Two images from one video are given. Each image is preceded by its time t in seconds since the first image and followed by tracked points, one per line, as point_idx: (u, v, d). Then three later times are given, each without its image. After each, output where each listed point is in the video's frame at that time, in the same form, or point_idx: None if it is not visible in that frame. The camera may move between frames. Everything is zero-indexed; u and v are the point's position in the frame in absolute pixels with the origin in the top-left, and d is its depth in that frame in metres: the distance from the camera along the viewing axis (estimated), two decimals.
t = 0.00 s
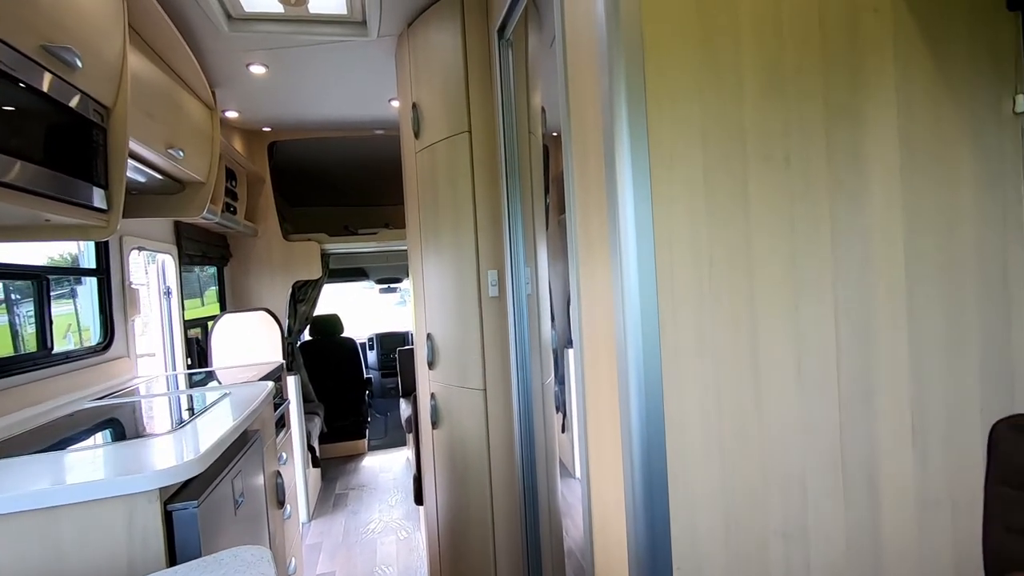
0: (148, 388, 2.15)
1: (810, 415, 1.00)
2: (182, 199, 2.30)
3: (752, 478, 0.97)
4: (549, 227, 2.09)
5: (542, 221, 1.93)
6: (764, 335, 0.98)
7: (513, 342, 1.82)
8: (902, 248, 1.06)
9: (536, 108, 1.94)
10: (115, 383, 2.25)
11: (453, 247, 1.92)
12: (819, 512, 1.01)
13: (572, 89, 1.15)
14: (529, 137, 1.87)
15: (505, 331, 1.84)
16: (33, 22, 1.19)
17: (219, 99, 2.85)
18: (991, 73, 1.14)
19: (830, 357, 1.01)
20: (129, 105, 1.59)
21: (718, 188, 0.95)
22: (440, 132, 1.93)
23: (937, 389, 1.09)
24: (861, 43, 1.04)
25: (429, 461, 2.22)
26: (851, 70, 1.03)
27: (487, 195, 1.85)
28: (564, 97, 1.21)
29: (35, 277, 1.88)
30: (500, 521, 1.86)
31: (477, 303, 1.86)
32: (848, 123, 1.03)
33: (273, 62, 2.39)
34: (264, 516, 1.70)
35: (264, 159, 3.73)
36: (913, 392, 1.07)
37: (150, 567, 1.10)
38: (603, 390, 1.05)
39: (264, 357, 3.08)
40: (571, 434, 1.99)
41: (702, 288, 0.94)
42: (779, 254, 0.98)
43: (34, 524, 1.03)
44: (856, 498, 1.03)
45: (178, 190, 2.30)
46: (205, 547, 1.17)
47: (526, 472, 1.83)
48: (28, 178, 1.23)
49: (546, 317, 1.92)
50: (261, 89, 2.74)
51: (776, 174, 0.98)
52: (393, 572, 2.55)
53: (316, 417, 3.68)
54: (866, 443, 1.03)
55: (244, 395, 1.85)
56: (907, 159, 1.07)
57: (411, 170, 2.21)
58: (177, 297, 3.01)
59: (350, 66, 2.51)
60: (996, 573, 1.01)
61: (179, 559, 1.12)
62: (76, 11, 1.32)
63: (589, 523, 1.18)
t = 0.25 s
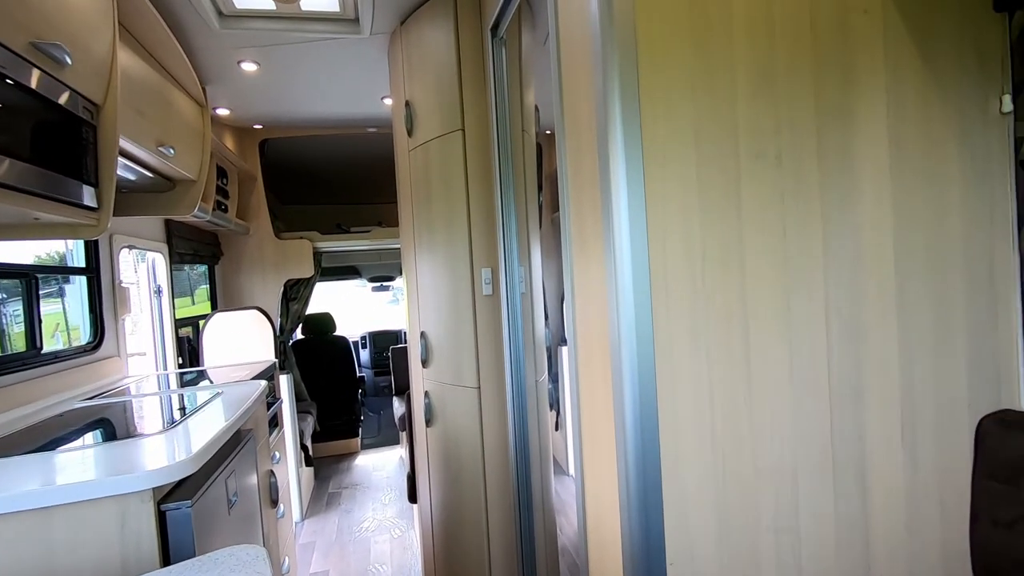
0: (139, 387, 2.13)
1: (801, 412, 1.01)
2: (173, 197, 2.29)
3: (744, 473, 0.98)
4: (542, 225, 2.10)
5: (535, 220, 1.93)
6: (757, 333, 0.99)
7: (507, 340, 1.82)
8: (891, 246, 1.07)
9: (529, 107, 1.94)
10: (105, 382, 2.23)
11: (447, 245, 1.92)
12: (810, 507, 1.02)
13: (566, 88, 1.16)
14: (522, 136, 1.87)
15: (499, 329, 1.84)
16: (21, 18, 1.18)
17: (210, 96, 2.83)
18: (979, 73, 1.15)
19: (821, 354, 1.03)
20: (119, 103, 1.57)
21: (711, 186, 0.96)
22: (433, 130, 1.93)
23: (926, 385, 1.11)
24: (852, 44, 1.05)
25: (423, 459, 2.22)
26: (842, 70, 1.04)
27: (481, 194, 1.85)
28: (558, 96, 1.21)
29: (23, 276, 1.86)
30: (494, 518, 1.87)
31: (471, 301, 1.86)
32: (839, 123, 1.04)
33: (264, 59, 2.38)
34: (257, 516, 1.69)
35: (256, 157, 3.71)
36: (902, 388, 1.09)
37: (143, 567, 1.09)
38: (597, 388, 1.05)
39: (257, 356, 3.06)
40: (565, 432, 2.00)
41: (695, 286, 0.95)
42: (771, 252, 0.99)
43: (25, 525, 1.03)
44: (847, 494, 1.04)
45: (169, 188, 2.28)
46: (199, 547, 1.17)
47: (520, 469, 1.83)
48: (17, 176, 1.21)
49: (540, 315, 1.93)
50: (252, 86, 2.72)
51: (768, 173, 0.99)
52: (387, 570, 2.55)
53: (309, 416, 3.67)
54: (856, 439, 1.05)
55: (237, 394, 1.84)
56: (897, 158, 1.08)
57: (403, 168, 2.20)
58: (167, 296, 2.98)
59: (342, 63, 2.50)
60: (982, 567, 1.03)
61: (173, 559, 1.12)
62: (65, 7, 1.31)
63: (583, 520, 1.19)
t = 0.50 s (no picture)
0: (134, 386, 2.11)
1: (798, 411, 1.01)
2: (168, 195, 2.27)
3: (741, 472, 0.98)
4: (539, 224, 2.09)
5: (532, 218, 1.93)
6: (754, 331, 0.99)
7: (504, 339, 1.82)
8: (888, 245, 1.07)
9: (526, 104, 1.93)
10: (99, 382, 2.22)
11: (443, 243, 1.91)
12: (808, 506, 1.02)
13: (563, 86, 1.15)
14: (519, 133, 1.87)
15: (496, 328, 1.84)
16: (13, 14, 1.17)
17: (205, 93, 2.81)
18: (976, 72, 1.15)
19: (818, 353, 1.02)
20: (112, 99, 1.56)
21: (708, 185, 0.96)
22: (429, 128, 1.92)
23: (923, 384, 1.11)
24: (849, 42, 1.05)
25: (419, 458, 2.22)
26: (840, 69, 1.04)
27: (477, 192, 1.84)
28: (555, 94, 1.21)
29: (16, 274, 1.84)
30: (490, 518, 1.87)
31: (467, 300, 1.85)
32: (836, 121, 1.04)
33: (260, 56, 2.37)
34: (253, 515, 1.68)
35: (251, 155, 3.69)
36: (899, 387, 1.09)
37: (137, 567, 1.09)
38: (594, 387, 1.05)
39: (252, 355, 3.05)
40: (562, 431, 2.00)
41: (692, 285, 0.94)
42: (769, 251, 0.99)
43: (18, 524, 1.02)
44: (844, 492, 1.04)
45: (163, 186, 2.27)
46: (193, 547, 1.16)
47: (517, 468, 1.83)
48: (9, 173, 1.20)
49: (537, 315, 1.93)
50: (247, 83, 2.71)
51: (766, 171, 0.99)
52: (383, 570, 2.55)
53: (305, 415, 3.66)
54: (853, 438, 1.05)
55: (232, 393, 1.83)
56: (895, 156, 1.08)
57: (400, 166, 2.20)
58: (162, 294, 2.97)
59: (338, 61, 2.49)
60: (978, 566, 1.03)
61: (167, 560, 1.11)
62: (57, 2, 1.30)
63: (580, 519, 1.19)
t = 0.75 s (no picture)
0: (126, 381, 2.09)
1: (796, 402, 1.00)
2: (160, 188, 2.25)
3: (738, 465, 0.96)
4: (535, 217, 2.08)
5: (528, 210, 1.91)
6: (751, 322, 0.97)
7: (499, 332, 1.80)
8: (888, 234, 1.05)
9: (521, 95, 1.91)
10: (91, 377, 2.20)
11: (438, 236, 1.89)
12: (805, 499, 1.00)
13: (557, 72, 1.13)
14: (514, 124, 1.85)
15: (491, 321, 1.82)
16: None
17: (198, 85, 2.78)
18: (977, 57, 1.13)
19: (816, 344, 1.01)
20: (100, 89, 1.53)
21: (705, 172, 0.94)
22: (423, 119, 1.90)
23: (923, 375, 1.09)
24: (849, 27, 1.03)
25: (415, 453, 2.20)
26: (840, 54, 1.02)
27: (472, 183, 1.82)
28: (549, 81, 1.18)
29: (6, 269, 1.82)
30: (486, 512, 1.85)
31: (462, 293, 1.84)
32: (835, 107, 1.01)
33: (252, 47, 2.34)
34: (245, 510, 1.67)
35: (246, 149, 3.66)
36: (898, 378, 1.07)
37: (123, 563, 1.07)
38: (589, 379, 1.03)
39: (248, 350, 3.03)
40: (558, 426, 1.99)
41: (688, 274, 0.93)
42: (767, 240, 0.97)
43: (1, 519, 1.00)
44: (842, 485, 1.03)
45: (155, 179, 2.25)
46: (181, 543, 1.15)
47: (512, 462, 1.82)
48: None
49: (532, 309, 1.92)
50: (241, 76, 2.68)
51: (763, 158, 0.97)
52: (379, 565, 2.54)
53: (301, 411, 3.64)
54: (852, 430, 1.03)
55: (225, 387, 1.81)
56: (895, 144, 1.06)
57: (394, 158, 2.17)
58: (156, 289, 2.94)
59: (332, 52, 2.46)
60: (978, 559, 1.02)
61: (154, 555, 1.09)
62: None
63: (575, 513, 1.17)
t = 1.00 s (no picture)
0: (126, 376, 2.09)
1: (795, 393, 0.99)
2: (157, 182, 2.24)
3: (737, 456, 0.96)
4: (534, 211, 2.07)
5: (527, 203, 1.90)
6: (751, 313, 0.96)
7: (498, 325, 1.80)
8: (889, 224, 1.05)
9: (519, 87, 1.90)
10: (90, 371, 2.19)
11: (436, 229, 1.88)
12: (805, 490, 1.00)
13: (554, 62, 1.12)
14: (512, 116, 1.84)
15: (490, 313, 1.81)
16: None
17: (195, 78, 2.77)
18: (979, 45, 1.12)
19: (816, 335, 1.00)
20: (94, 81, 1.52)
21: (703, 162, 0.93)
22: (421, 111, 1.89)
23: (923, 366, 1.09)
24: (849, 14, 1.01)
25: (415, 446, 2.20)
26: (840, 42, 1.01)
27: (471, 176, 1.82)
28: (547, 72, 1.17)
29: (4, 264, 1.81)
30: (485, 504, 1.86)
31: (461, 286, 1.84)
32: (835, 96, 1.00)
33: (248, 40, 2.32)
34: (245, 504, 1.67)
35: (244, 143, 3.64)
36: (898, 369, 1.07)
37: (122, 555, 1.07)
38: (588, 371, 1.03)
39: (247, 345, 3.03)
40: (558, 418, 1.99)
41: (687, 265, 0.92)
42: (766, 231, 0.96)
43: None
44: (842, 476, 1.03)
45: (153, 173, 2.24)
46: (180, 535, 1.15)
47: (512, 455, 1.82)
48: None
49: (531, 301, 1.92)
50: (237, 69, 2.66)
51: (763, 147, 0.96)
52: (380, 558, 2.54)
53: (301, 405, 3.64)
54: (852, 421, 1.03)
55: (224, 381, 1.81)
56: (896, 134, 1.05)
57: (392, 151, 2.16)
58: (155, 284, 2.94)
59: (329, 45, 2.45)
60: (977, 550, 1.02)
61: (153, 548, 1.09)
62: None
63: (574, 505, 1.17)
